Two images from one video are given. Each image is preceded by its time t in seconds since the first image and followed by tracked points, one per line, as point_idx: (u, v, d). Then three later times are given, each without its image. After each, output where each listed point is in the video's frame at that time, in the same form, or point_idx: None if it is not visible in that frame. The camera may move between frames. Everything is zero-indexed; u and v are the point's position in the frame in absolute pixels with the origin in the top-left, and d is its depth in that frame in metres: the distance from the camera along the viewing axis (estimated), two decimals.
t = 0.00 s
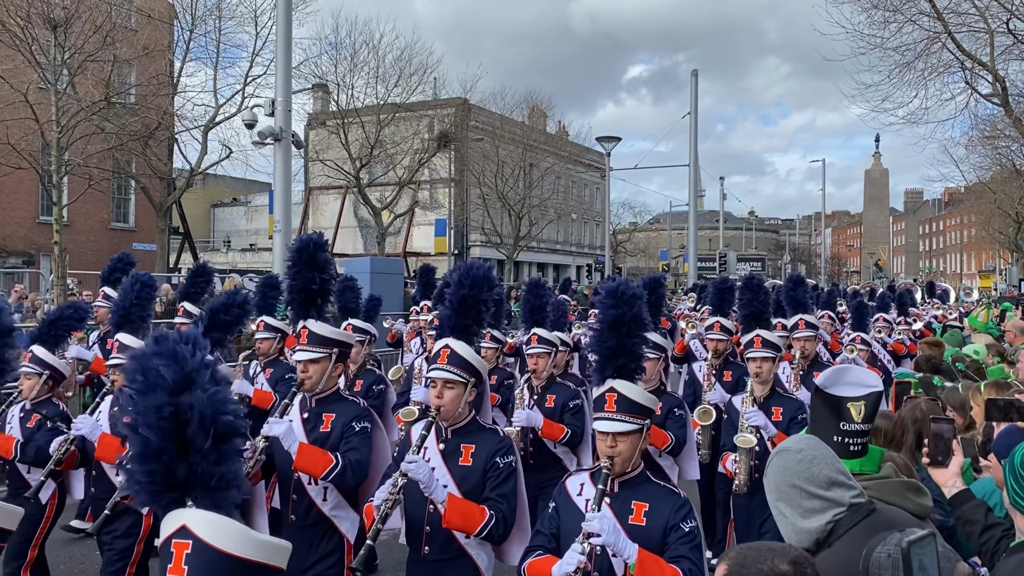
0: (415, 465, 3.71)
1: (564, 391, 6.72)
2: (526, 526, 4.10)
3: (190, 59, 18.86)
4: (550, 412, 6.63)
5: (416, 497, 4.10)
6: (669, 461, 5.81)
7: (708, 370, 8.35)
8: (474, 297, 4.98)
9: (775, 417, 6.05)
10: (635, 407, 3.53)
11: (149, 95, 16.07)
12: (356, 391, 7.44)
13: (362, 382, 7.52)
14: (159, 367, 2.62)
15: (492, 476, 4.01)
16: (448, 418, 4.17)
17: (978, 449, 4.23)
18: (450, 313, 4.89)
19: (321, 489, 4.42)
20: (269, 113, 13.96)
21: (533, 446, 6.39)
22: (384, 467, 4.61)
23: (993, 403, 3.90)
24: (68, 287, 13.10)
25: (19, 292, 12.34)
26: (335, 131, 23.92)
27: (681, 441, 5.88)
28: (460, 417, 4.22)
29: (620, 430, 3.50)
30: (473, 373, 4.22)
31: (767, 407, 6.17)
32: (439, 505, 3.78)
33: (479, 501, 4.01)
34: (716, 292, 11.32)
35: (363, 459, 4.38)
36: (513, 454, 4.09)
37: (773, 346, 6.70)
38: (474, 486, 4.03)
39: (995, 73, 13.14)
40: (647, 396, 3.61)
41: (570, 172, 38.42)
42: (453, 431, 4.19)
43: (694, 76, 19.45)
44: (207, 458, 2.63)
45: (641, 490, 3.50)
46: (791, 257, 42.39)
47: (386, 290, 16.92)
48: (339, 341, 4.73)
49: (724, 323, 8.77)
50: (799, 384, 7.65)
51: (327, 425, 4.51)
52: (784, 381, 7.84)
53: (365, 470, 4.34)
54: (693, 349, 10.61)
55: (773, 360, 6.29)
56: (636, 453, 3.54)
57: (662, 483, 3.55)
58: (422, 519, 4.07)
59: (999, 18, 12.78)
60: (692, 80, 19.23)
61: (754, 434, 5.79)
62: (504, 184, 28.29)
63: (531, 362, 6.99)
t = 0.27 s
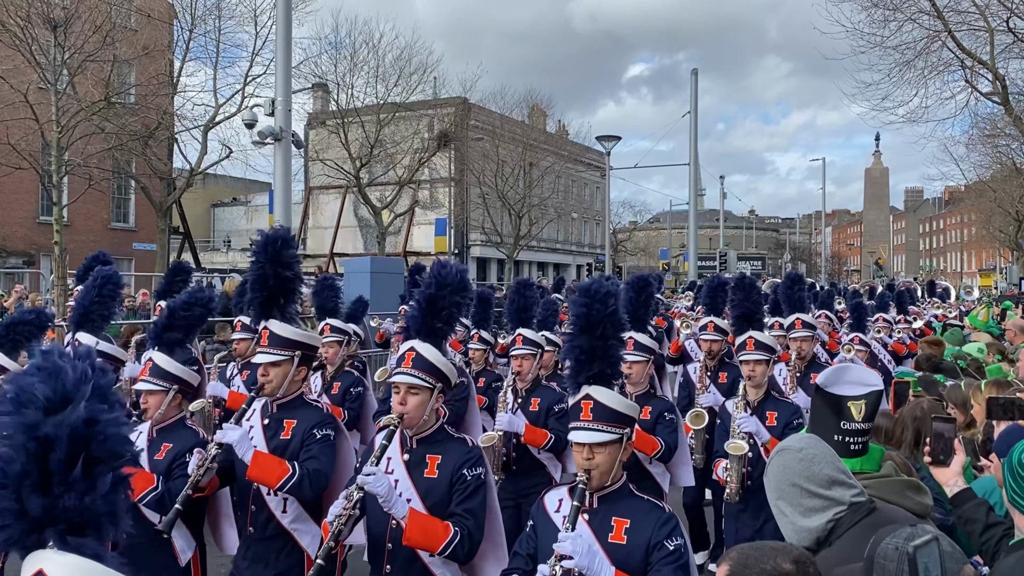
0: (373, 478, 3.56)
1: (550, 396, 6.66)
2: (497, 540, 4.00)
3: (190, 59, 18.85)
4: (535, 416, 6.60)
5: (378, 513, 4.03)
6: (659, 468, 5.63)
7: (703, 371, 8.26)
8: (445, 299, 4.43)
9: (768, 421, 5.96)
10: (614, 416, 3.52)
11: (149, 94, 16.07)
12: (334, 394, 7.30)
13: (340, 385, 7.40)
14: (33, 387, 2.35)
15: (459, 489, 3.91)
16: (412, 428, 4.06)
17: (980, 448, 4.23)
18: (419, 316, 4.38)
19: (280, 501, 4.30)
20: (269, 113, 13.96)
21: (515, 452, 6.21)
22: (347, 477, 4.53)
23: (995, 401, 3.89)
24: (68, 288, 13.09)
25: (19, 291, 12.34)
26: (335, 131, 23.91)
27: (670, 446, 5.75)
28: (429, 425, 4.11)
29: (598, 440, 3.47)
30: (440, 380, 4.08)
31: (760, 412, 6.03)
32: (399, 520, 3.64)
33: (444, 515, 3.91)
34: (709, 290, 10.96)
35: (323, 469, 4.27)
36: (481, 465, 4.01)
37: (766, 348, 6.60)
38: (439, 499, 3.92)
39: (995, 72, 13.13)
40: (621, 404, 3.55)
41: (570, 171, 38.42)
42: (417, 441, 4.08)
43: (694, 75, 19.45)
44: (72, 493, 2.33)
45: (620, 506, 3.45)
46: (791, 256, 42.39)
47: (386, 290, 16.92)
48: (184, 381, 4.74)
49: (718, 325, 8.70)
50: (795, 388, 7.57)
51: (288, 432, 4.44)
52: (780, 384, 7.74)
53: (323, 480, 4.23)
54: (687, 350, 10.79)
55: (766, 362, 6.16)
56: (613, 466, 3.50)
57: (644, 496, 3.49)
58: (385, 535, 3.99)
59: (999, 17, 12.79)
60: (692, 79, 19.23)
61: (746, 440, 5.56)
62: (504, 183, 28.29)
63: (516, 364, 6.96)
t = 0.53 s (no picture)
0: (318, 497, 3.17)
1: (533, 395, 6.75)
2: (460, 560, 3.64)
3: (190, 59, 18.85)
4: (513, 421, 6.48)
5: (329, 534, 3.63)
6: (640, 477, 5.09)
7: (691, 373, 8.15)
8: (397, 302, 4.05)
9: (759, 426, 5.60)
10: (577, 429, 3.14)
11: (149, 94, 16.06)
12: (307, 399, 7.15)
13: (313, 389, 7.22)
14: None
15: (413, 508, 3.47)
16: (363, 441, 3.64)
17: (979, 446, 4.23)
18: (371, 319, 3.98)
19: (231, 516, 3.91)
20: (269, 112, 13.96)
21: (493, 458, 6.07)
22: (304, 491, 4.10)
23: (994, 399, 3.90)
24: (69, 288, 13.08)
25: (18, 291, 12.32)
26: (335, 130, 23.91)
27: (653, 454, 5.08)
28: (382, 438, 3.69)
29: (562, 454, 3.09)
30: (393, 389, 3.67)
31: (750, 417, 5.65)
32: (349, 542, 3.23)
33: (397, 538, 3.49)
34: (697, 289, 10.56)
35: (278, 483, 3.85)
36: (439, 481, 3.57)
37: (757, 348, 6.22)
38: (393, 520, 3.50)
39: (994, 70, 13.14)
40: (590, 416, 3.20)
41: (570, 170, 38.43)
42: (370, 456, 3.66)
43: (694, 73, 19.45)
44: None
45: (589, 527, 3.08)
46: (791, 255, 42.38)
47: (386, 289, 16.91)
48: (63, 362, 5.06)
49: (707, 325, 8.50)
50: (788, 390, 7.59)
51: (239, 444, 4.00)
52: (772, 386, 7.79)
53: (276, 494, 3.79)
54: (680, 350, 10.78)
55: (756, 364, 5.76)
56: (576, 484, 3.12)
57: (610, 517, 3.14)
58: (335, 557, 3.59)
59: (999, 15, 12.79)
60: (692, 78, 19.24)
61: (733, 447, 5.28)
62: (503, 182, 28.28)
63: (495, 366, 6.86)
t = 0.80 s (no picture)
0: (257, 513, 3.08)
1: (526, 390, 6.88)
2: None
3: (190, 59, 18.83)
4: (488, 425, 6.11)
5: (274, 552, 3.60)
6: (623, 484, 5.00)
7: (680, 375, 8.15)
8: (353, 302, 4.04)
9: (747, 431, 5.27)
10: (529, 438, 3.08)
11: (149, 94, 16.06)
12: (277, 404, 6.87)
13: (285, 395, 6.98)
14: None
15: (362, 524, 3.39)
16: (312, 451, 3.56)
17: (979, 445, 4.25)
18: (320, 319, 3.96)
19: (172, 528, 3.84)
20: (269, 112, 13.95)
21: (467, 463, 6.08)
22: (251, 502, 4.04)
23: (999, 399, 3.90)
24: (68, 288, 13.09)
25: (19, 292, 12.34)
26: (334, 130, 23.91)
27: (635, 461, 4.99)
28: (333, 446, 3.62)
29: (513, 466, 3.02)
30: (344, 396, 3.62)
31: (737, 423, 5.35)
32: (293, 562, 3.18)
33: (346, 556, 3.41)
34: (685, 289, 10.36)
35: (222, 493, 3.77)
36: (392, 495, 3.50)
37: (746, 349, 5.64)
38: (341, 536, 3.43)
39: (995, 68, 13.11)
40: (545, 423, 3.13)
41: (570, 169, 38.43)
42: (318, 467, 3.60)
43: (694, 72, 19.43)
44: None
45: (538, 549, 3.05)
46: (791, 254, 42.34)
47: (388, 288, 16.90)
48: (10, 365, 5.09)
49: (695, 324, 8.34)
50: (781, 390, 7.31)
51: (185, 452, 3.97)
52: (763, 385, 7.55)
53: (222, 506, 3.72)
54: (670, 349, 10.79)
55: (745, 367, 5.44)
56: (530, 499, 3.06)
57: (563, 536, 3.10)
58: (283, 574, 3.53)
59: (999, 14, 12.77)
60: (692, 77, 19.23)
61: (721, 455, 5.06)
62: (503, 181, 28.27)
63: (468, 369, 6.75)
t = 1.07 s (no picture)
0: (188, 537, 2.95)
1: (513, 387, 7.01)
2: None
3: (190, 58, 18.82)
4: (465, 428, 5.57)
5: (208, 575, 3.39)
6: (606, 494, 4.86)
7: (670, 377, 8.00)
8: (293, 302, 3.83)
9: (734, 438, 5.08)
10: (475, 459, 2.94)
11: (148, 93, 16.04)
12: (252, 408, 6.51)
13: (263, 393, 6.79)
14: None
15: (303, 547, 3.21)
16: (248, 467, 3.37)
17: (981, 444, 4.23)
18: (257, 321, 3.71)
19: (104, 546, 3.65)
20: (268, 111, 13.93)
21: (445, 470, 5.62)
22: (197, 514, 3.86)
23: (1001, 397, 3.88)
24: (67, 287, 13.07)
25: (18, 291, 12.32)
26: (334, 128, 23.90)
27: (621, 468, 4.83)
28: (274, 460, 3.42)
29: (456, 492, 2.87)
30: (285, 407, 3.42)
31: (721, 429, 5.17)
32: None
33: None
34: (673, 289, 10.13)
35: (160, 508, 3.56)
36: (337, 515, 3.31)
37: (731, 353, 5.57)
38: (281, 560, 3.25)
39: (995, 66, 13.10)
40: (494, 444, 2.99)
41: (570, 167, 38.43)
42: (257, 484, 3.40)
43: (694, 71, 19.43)
44: None
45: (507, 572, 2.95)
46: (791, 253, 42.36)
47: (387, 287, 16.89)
48: None
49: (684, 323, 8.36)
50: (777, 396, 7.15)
51: (122, 465, 3.77)
52: (759, 391, 7.39)
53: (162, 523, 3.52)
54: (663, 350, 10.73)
55: (731, 370, 5.32)
56: (474, 527, 2.90)
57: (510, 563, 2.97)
58: None
59: (999, 12, 12.75)
60: (692, 76, 19.23)
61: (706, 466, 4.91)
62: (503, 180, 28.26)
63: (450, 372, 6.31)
